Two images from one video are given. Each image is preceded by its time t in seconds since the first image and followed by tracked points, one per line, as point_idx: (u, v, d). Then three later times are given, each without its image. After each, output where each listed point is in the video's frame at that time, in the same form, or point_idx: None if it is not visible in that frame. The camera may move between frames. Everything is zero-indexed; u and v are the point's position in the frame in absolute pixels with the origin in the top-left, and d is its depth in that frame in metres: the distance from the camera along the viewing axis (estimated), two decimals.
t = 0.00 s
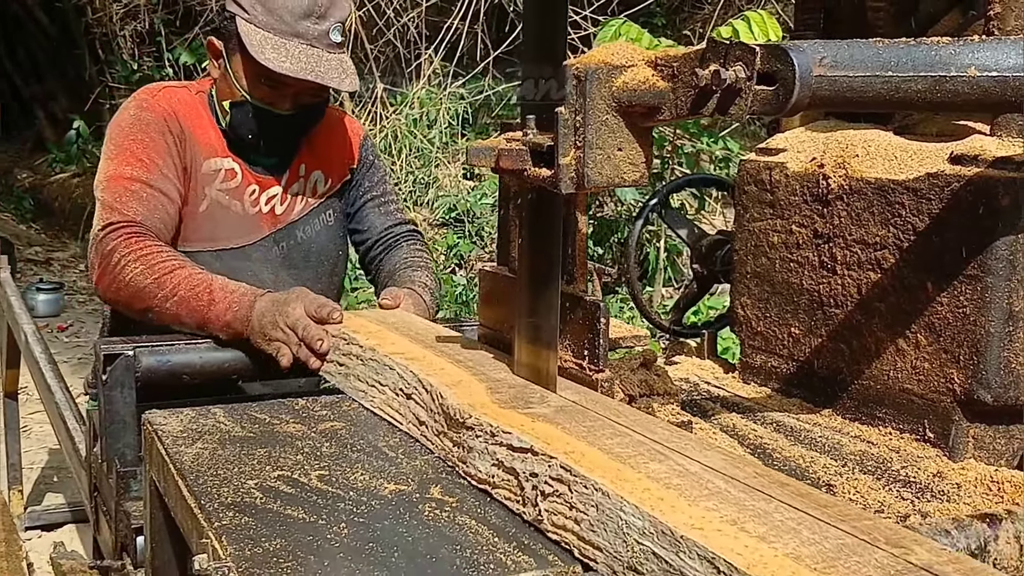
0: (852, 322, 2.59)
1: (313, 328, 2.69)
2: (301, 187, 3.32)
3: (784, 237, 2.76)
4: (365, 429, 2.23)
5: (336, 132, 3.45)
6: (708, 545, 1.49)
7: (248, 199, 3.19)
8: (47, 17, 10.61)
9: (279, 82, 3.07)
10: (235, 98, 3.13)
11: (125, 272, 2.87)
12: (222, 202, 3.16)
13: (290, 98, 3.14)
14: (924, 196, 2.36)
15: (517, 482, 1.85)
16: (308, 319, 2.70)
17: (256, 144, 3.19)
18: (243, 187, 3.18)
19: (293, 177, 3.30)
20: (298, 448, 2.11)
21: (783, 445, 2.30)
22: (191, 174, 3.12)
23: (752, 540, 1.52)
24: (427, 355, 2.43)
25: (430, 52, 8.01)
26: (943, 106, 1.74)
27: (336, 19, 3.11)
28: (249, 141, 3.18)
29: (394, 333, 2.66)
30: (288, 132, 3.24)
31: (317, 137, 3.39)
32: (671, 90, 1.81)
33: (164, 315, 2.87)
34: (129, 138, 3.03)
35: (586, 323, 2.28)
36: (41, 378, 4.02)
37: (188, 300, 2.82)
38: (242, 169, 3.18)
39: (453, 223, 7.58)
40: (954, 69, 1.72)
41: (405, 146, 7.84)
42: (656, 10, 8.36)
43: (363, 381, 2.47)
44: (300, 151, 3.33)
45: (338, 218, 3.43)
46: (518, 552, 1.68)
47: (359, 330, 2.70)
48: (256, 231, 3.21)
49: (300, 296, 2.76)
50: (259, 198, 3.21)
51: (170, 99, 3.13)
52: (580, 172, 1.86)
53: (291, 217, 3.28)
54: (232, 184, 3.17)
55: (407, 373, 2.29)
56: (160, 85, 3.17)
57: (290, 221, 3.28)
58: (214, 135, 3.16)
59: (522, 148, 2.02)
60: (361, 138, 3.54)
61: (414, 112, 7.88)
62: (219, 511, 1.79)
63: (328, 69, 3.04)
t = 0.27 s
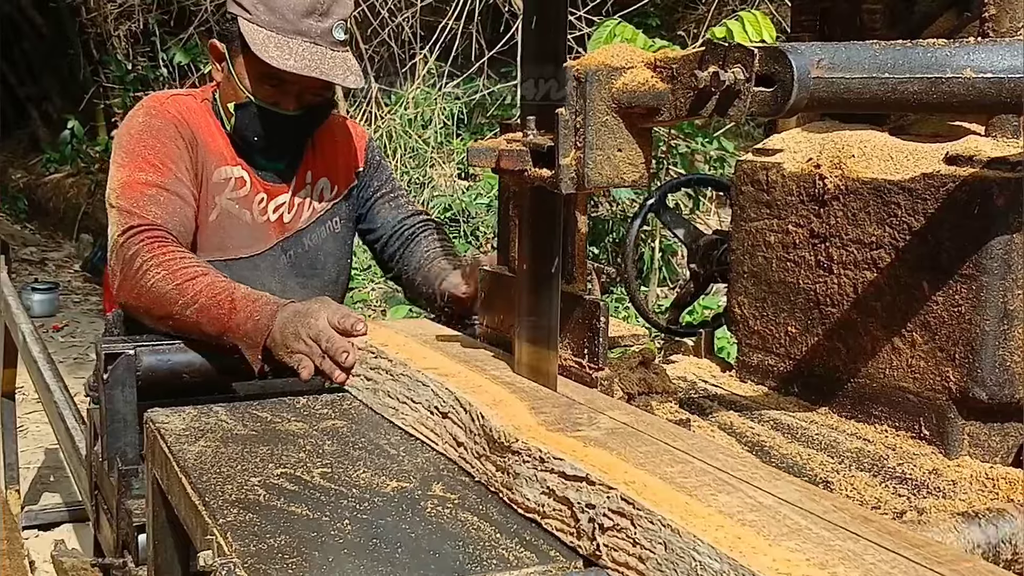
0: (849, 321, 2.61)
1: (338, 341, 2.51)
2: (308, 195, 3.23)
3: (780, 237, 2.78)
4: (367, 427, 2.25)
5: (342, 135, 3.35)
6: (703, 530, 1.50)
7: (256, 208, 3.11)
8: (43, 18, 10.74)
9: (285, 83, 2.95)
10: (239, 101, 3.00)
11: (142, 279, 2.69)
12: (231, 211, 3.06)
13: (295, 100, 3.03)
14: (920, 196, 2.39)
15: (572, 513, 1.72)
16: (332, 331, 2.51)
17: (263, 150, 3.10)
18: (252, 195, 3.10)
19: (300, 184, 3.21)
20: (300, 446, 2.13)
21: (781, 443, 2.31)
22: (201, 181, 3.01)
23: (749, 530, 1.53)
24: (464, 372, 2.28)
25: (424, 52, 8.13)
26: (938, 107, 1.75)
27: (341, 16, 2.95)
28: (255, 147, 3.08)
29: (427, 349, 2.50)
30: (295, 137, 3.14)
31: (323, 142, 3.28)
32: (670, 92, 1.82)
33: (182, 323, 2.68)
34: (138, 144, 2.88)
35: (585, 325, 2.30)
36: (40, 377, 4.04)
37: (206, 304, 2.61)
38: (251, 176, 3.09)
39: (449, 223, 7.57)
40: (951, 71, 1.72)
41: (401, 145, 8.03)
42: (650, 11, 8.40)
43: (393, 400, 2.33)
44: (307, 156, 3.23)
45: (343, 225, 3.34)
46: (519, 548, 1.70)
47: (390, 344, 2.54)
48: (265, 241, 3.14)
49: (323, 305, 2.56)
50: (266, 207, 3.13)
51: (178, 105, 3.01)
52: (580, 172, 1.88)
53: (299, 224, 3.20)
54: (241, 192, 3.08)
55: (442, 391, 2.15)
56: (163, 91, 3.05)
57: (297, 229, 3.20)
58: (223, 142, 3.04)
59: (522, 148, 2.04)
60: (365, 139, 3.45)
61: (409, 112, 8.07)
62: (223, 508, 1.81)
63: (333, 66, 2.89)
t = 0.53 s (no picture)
0: (845, 320, 2.63)
1: (364, 356, 2.44)
2: (320, 206, 3.19)
3: (776, 236, 2.80)
4: (367, 425, 2.27)
5: (348, 145, 3.32)
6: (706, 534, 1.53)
7: (268, 223, 3.08)
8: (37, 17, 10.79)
9: (291, 87, 2.91)
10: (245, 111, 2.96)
11: (160, 302, 2.70)
12: (244, 227, 3.04)
13: (302, 103, 2.98)
14: (914, 197, 2.41)
15: (633, 548, 1.62)
16: (356, 346, 2.45)
17: (272, 162, 3.07)
18: (264, 210, 3.07)
19: (311, 195, 3.17)
20: (301, 443, 2.15)
21: (777, 440, 2.34)
22: (213, 198, 2.99)
23: (750, 530, 1.56)
24: (502, 391, 2.18)
25: (418, 53, 8.24)
26: (933, 108, 1.79)
27: (337, 11, 2.95)
28: (264, 159, 3.06)
29: (457, 363, 2.41)
30: (303, 146, 3.10)
31: (330, 153, 3.25)
32: (669, 93, 1.85)
33: (206, 343, 2.68)
34: (147, 163, 2.89)
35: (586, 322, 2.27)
36: (37, 377, 4.06)
37: (225, 326, 2.60)
38: (262, 190, 3.06)
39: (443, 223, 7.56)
40: (945, 73, 1.77)
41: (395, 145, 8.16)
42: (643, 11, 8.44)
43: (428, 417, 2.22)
44: (316, 167, 3.19)
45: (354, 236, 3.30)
46: (520, 544, 1.72)
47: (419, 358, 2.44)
48: (277, 255, 3.11)
49: (345, 319, 2.50)
50: (278, 220, 3.10)
51: (186, 123, 3.00)
52: (580, 173, 1.91)
53: (311, 237, 3.17)
54: (254, 208, 3.05)
55: (482, 411, 2.07)
56: (169, 109, 3.05)
57: (308, 242, 3.17)
58: (232, 158, 3.03)
59: (522, 149, 2.06)
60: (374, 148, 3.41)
61: (403, 113, 8.19)
62: (227, 505, 1.82)
63: (333, 61, 2.87)
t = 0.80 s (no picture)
0: (837, 319, 2.66)
1: (391, 371, 2.32)
2: (316, 213, 3.20)
3: (769, 235, 2.83)
4: (364, 422, 2.29)
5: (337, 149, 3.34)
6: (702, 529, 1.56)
7: (267, 235, 3.07)
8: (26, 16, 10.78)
9: (270, 87, 2.94)
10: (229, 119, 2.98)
11: (180, 316, 2.63)
12: (245, 241, 3.03)
13: (286, 101, 2.99)
14: (905, 196, 2.44)
15: None
16: (383, 360, 2.33)
17: (265, 171, 3.08)
18: (263, 223, 3.06)
19: (306, 203, 3.18)
20: (299, 440, 2.17)
21: (771, 436, 2.36)
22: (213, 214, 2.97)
23: (747, 526, 1.59)
24: (542, 412, 2.06)
25: (408, 53, 8.34)
26: (925, 108, 1.83)
27: (305, 4, 3.01)
28: (257, 169, 3.06)
29: (490, 376, 2.29)
30: (293, 152, 3.11)
31: (321, 159, 3.26)
32: (664, 93, 1.87)
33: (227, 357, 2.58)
34: (148, 180, 2.86)
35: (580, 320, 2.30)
36: (30, 375, 4.06)
37: (247, 338, 2.51)
38: (258, 202, 3.06)
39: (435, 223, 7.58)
40: (937, 74, 1.81)
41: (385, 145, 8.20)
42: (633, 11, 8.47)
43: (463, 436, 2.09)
44: (308, 175, 3.21)
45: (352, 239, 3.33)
46: (519, 539, 1.74)
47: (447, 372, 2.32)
48: (279, 267, 3.11)
49: (370, 333, 2.39)
50: (277, 232, 3.10)
51: (181, 140, 2.97)
52: (576, 172, 1.93)
53: (309, 246, 3.18)
54: (253, 222, 3.04)
55: (524, 434, 1.96)
56: (161, 126, 3.02)
57: (306, 251, 3.18)
58: (228, 173, 3.02)
59: (519, 149, 2.08)
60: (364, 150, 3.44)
61: (393, 112, 8.25)
62: (227, 501, 1.84)
63: (310, 53, 2.92)
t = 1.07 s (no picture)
0: (837, 319, 2.68)
1: (432, 391, 2.19)
2: (316, 223, 3.21)
3: (770, 236, 2.84)
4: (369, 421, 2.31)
5: (332, 152, 3.32)
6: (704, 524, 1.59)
7: (273, 250, 3.07)
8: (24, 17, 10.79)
9: (256, 99, 2.89)
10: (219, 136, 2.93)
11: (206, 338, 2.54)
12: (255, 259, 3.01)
13: (274, 109, 2.91)
14: (906, 197, 2.46)
15: None
16: (423, 378, 2.21)
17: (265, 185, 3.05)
18: (268, 239, 3.05)
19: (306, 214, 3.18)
20: (305, 440, 2.19)
21: (772, 436, 2.38)
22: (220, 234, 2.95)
23: (752, 525, 1.60)
24: (596, 439, 1.94)
25: (406, 53, 8.38)
26: (926, 110, 1.86)
27: (283, 8, 2.95)
28: (258, 184, 3.04)
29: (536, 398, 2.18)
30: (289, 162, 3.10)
31: (318, 166, 3.25)
32: (667, 96, 1.88)
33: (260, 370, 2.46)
34: (158, 203, 2.81)
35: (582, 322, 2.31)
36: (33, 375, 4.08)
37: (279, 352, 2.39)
38: (263, 218, 3.04)
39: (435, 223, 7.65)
40: (938, 76, 1.84)
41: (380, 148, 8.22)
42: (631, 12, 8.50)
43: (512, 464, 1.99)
44: (306, 185, 3.21)
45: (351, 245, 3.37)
46: (524, 537, 1.76)
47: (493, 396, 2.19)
48: (285, 280, 3.12)
49: (409, 349, 2.26)
50: (281, 246, 3.10)
51: (183, 162, 2.92)
52: (580, 173, 1.94)
53: (312, 256, 3.21)
54: (260, 239, 3.03)
55: (582, 463, 1.84)
56: (162, 148, 2.97)
57: (309, 260, 3.20)
58: (231, 192, 2.99)
59: (523, 150, 2.10)
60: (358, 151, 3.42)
61: (393, 113, 8.28)
62: (235, 500, 1.86)
63: (293, 56, 2.87)
